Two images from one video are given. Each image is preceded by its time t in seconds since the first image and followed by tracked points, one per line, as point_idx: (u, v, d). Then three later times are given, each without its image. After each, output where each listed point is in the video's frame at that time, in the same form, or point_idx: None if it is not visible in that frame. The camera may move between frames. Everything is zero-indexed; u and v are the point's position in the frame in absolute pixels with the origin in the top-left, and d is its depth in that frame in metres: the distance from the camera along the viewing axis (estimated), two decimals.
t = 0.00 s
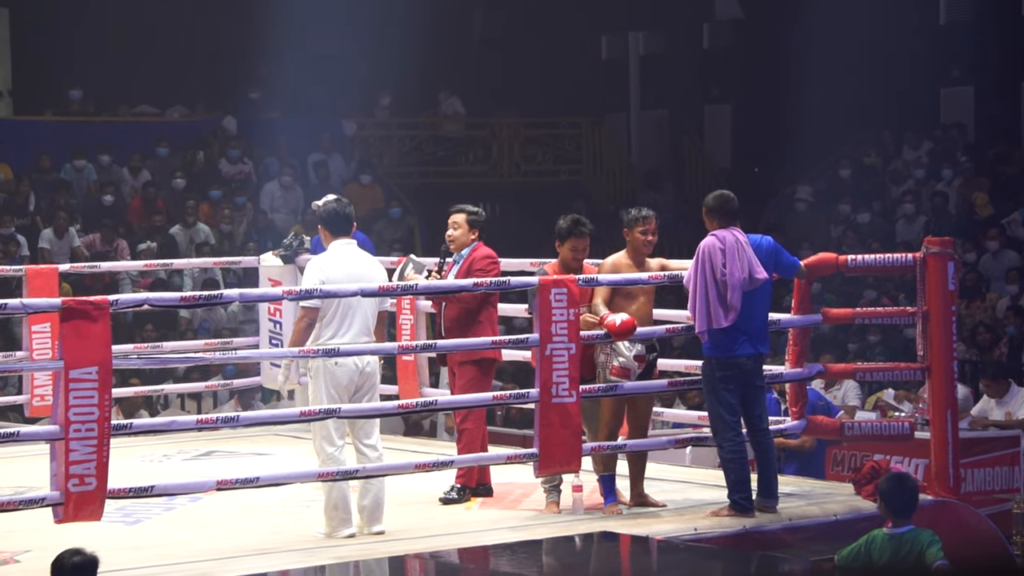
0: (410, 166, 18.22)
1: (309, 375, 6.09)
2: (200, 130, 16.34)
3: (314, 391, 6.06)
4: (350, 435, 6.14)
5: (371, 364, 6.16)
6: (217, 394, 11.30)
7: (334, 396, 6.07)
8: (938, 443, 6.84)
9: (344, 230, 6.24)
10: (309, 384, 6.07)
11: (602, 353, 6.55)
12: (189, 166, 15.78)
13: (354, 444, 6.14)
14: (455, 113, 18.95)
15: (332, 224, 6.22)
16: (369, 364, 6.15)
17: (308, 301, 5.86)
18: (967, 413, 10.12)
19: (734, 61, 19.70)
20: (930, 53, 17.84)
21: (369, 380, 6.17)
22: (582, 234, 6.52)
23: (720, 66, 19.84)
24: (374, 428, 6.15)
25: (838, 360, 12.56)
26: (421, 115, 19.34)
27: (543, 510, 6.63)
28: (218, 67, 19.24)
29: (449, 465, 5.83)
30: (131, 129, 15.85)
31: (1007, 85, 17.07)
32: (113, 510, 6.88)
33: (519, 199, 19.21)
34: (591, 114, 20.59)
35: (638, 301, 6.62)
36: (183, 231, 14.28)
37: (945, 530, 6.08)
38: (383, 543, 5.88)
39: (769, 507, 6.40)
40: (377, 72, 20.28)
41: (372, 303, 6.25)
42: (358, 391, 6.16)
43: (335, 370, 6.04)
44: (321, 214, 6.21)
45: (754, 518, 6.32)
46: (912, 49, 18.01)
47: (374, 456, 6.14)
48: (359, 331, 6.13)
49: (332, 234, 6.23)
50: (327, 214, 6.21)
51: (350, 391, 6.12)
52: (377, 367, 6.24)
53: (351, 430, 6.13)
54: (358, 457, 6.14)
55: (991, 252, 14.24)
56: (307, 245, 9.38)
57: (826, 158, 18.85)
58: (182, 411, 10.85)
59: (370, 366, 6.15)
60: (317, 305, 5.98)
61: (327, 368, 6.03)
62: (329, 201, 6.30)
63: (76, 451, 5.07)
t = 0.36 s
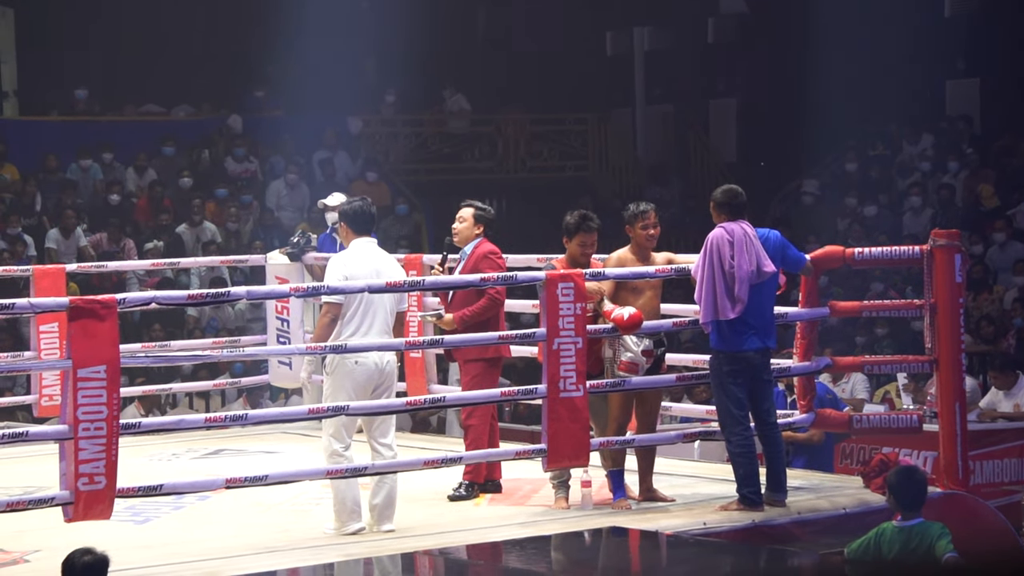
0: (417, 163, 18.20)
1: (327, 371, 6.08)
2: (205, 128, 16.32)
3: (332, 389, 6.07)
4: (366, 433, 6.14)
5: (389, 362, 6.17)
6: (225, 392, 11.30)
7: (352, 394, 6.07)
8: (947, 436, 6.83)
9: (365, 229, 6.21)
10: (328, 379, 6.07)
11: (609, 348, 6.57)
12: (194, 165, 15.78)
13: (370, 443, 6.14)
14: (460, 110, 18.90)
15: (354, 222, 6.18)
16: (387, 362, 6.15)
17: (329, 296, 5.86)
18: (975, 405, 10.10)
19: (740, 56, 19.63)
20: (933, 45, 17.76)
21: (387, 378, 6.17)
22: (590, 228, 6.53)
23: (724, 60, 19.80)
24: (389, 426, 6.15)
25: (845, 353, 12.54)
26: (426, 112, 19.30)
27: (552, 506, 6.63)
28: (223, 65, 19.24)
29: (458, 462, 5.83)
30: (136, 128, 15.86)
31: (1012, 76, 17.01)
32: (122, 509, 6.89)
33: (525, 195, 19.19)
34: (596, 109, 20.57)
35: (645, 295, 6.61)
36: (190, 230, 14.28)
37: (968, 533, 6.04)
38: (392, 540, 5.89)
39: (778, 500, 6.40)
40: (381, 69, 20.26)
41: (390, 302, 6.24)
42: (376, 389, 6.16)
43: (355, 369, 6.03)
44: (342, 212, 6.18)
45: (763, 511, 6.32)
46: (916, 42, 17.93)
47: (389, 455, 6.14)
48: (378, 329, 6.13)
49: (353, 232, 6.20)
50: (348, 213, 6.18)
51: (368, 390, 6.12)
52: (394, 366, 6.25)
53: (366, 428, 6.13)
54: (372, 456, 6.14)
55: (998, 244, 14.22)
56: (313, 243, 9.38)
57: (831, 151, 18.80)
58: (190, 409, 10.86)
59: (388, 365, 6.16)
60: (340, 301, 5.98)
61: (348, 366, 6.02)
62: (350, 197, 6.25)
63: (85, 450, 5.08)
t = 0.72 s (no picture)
0: (422, 160, 18.21)
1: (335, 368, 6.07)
2: (209, 128, 16.33)
3: (339, 388, 6.06)
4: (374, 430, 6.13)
5: (396, 361, 6.17)
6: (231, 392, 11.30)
7: (359, 392, 6.06)
8: (955, 429, 6.83)
9: (370, 228, 6.21)
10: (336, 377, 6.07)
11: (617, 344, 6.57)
12: (198, 166, 15.80)
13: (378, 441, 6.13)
14: (463, 106, 18.88)
15: (358, 222, 6.18)
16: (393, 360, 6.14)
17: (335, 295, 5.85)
18: (982, 397, 10.09)
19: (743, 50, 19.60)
20: (937, 36, 17.71)
21: (394, 376, 6.17)
22: (602, 223, 6.55)
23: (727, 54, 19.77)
24: (397, 424, 6.15)
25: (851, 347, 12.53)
26: (430, 109, 19.28)
27: (559, 503, 6.63)
28: (226, 64, 19.25)
29: (466, 460, 5.83)
30: (140, 128, 15.87)
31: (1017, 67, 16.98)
32: (130, 510, 6.89)
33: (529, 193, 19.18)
34: (599, 104, 20.55)
35: (652, 290, 6.61)
36: (194, 230, 14.29)
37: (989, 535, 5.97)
38: (400, 538, 5.89)
39: (786, 494, 6.40)
40: (384, 67, 20.25)
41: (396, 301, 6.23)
42: (383, 387, 6.16)
43: (361, 368, 6.03)
44: (347, 212, 6.18)
45: (771, 506, 6.32)
46: (921, 34, 17.86)
47: (397, 454, 6.13)
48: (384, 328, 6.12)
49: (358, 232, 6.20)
50: (354, 212, 6.17)
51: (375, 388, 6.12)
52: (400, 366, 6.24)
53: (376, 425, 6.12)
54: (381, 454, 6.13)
55: (1003, 236, 14.23)
56: (318, 242, 9.39)
57: (835, 143, 18.78)
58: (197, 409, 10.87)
59: (394, 364, 6.14)
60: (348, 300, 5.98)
61: (354, 365, 6.02)
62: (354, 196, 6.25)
63: (93, 452, 5.08)
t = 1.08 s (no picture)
0: (426, 156, 18.21)
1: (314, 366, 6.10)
2: (212, 122, 16.33)
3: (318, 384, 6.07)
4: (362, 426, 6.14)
5: (376, 354, 6.18)
6: (233, 386, 11.31)
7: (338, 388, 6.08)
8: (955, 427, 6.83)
9: (350, 223, 6.26)
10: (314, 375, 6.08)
11: (621, 341, 6.52)
12: (202, 159, 15.81)
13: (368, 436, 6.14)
14: (467, 102, 18.88)
15: (338, 217, 6.23)
16: (372, 354, 6.16)
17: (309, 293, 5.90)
18: (983, 395, 10.08)
19: (747, 46, 19.56)
20: (943, 34, 17.68)
21: (374, 370, 6.19)
22: (605, 220, 6.54)
23: (730, 51, 19.71)
24: (384, 417, 6.15)
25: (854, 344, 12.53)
26: (433, 105, 19.25)
27: (560, 498, 6.64)
28: (232, 60, 19.26)
29: (467, 455, 5.83)
30: (143, 122, 15.86)
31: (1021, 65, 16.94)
32: (131, 503, 6.89)
33: (534, 188, 19.14)
34: (602, 100, 20.55)
35: (657, 287, 6.62)
36: (197, 224, 14.26)
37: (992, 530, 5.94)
38: (402, 531, 5.89)
39: (787, 490, 6.40)
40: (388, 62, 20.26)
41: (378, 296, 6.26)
42: (363, 381, 6.17)
43: (340, 363, 6.04)
44: (327, 208, 6.23)
45: (772, 502, 6.33)
46: (925, 32, 17.83)
47: (388, 446, 6.13)
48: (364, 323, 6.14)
49: (338, 228, 6.24)
50: (333, 208, 6.21)
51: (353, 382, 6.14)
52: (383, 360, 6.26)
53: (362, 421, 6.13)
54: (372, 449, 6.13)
55: (1006, 234, 14.22)
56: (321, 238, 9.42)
57: (837, 142, 18.74)
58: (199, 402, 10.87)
59: (374, 358, 6.16)
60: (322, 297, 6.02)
61: (332, 359, 6.04)
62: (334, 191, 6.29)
63: (95, 444, 5.09)
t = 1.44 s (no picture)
0: (431, 159, 18.20)
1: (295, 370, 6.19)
2: (217, 126, 16.35)
3: (301, 390, 6.17)
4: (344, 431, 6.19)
5: (354, 362, 6.21)
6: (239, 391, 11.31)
7: (316, 394, 6.15)
8: (962, 428, 6.81)
9: (329, 229, 6.34)
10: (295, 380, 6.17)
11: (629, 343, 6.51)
12: (207, 163, 15.83)
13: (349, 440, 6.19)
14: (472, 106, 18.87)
15: (319, 223, 6.32)
16: (350, 362, 6.20)
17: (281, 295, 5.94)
18: (990, 397, 10.07)
19: (752, 49, 19.52)
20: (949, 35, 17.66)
21: (352, 378, 6.22)
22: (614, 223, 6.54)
23: (736, 53, 19.67)
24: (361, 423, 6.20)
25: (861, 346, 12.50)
26: (438, 108, 19.24)
27: (566, 501, 6.63)
28: (238, 64, 19.27)
29: (472, 458, 5.83)
30: (149, 127, 15.89)
31: None
32: (138, 508, 6.89)
33: (540, 190, 19.11)
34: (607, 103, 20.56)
35: (664, 290, 6.61)
36: (202, 228, 14.25)
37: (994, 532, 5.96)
38: (408, 535, 5.88)
39: (792, 493, 6.40)
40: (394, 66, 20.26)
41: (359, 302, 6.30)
42: (341, 388, 6.22)
43: (314, 368, 6.11)
44: (307, 214, 6.32)
45: (779, 505, 6.32)
46: (930, 33, 17.81)
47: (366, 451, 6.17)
48: (340, 329, 6.19)
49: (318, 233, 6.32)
50: (312, 213, 6.32)
51: (332, 388, 6.20)
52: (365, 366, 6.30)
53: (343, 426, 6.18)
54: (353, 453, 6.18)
55: (1011, 235, 14.20)
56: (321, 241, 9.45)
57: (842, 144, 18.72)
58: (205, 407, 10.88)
59: (352, 366, 6.20)
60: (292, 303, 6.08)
61: (305, 365, 6.11)
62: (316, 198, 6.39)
63: (100, 450, 5.10)
